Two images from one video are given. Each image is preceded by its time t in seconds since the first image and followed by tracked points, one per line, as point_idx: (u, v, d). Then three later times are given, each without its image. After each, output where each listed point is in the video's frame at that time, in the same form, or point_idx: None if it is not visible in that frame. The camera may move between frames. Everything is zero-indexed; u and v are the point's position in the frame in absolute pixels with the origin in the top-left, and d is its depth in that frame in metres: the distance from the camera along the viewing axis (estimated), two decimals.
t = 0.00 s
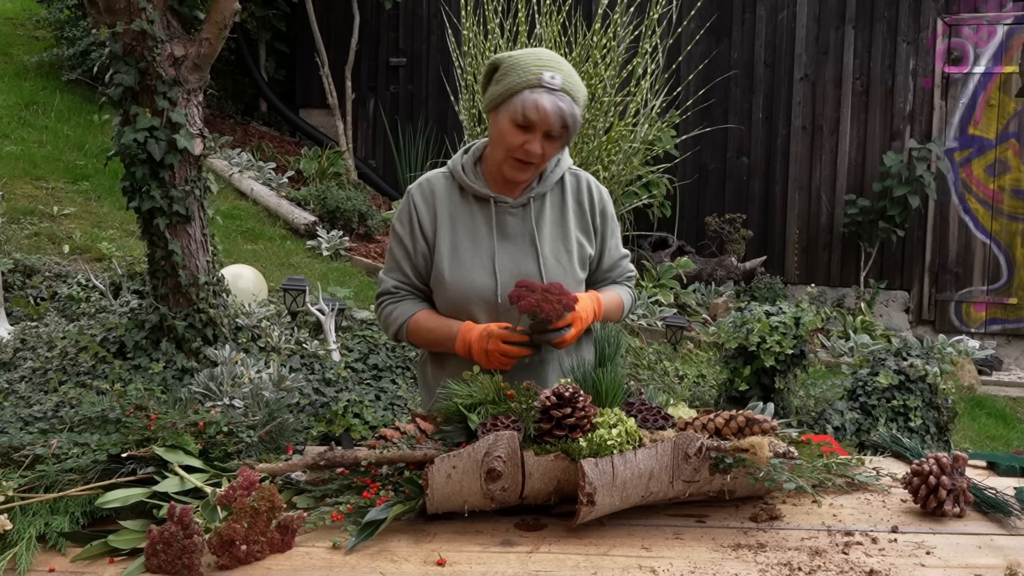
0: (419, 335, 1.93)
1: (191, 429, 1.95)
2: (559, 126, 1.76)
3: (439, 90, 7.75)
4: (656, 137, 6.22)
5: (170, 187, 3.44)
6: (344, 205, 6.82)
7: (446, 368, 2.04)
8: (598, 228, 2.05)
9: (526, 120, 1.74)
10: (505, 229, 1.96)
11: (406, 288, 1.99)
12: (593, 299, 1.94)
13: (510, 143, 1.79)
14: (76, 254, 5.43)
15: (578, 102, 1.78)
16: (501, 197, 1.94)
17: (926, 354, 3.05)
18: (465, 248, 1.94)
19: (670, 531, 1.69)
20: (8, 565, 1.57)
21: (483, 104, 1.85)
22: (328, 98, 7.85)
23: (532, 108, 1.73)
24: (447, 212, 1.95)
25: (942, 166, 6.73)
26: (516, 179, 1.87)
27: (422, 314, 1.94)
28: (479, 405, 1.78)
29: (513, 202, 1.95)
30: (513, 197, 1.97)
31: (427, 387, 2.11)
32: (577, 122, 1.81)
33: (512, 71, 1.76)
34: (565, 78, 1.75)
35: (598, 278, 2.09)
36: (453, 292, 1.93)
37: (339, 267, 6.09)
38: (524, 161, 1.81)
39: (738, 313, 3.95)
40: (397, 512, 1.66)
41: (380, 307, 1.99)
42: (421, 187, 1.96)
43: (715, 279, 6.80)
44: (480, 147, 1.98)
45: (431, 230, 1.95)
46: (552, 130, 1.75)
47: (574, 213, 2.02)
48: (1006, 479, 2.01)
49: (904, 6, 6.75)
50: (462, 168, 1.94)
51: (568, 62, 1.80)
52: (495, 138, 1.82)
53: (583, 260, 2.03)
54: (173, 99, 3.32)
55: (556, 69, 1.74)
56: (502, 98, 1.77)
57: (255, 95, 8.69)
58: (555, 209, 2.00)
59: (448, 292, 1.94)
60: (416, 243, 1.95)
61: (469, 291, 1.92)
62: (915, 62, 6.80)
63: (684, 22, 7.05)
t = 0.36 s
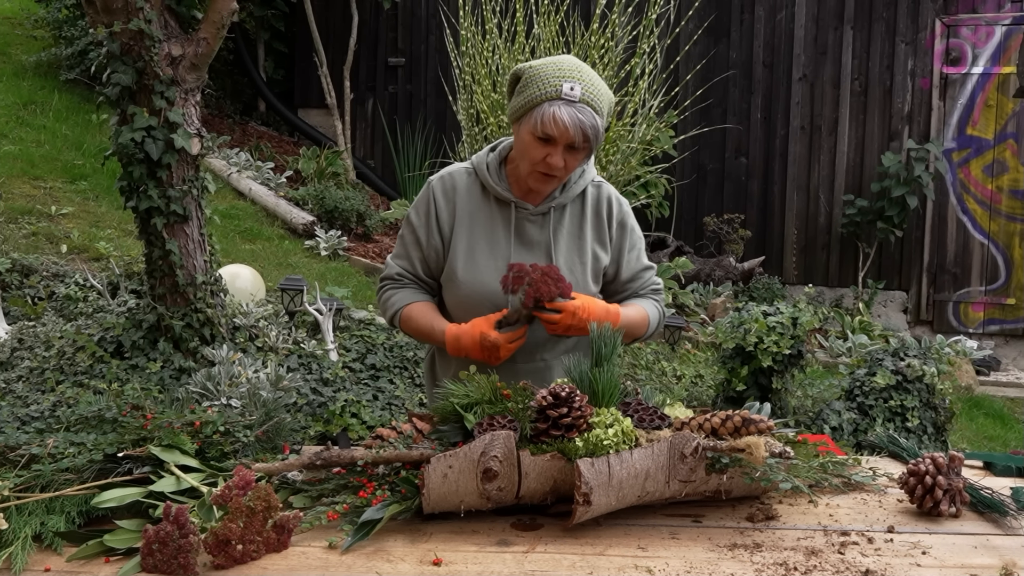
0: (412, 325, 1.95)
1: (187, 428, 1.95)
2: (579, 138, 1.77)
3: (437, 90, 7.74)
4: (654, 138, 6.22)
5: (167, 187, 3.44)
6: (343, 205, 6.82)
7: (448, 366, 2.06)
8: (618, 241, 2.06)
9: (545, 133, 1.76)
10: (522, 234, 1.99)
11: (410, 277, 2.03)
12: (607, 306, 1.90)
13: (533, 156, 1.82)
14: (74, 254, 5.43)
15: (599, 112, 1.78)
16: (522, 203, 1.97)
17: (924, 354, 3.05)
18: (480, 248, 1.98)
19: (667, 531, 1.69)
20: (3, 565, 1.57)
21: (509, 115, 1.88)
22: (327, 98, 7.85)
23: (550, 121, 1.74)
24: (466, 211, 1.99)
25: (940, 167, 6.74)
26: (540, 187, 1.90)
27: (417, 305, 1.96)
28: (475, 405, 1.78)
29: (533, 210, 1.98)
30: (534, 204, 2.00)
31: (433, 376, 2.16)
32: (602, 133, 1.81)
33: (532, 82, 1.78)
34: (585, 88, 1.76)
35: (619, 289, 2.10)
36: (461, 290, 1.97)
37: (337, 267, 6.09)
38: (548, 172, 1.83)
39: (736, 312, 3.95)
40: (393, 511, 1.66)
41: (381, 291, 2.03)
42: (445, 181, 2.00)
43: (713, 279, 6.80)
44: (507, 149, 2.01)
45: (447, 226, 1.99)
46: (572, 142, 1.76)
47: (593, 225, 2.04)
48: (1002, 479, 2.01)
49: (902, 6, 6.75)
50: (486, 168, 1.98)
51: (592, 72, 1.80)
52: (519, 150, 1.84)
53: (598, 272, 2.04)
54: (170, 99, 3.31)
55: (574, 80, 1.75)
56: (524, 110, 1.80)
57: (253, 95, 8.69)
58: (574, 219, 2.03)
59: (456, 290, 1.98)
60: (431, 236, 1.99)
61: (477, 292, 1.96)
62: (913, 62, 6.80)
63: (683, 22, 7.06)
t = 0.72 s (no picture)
0: (440, 328, 1.97)
1: (187, 429, 1.96)
2: (589, 139, 1.74)
3: (436, 91, 7.74)
4: (653, 138, 6.21)
5: (167, 187, 3.44)
6: (342, 205, 6.82)
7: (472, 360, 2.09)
8: (652, 241, 2.05)
9: (554, 136, 1.75)
10: (554, 238, 2.00)
11: (437, 278, 2.04)
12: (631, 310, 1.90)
13: (550, 160, 1.81)
14: (74, 254, 5.43)
15: (610, 109, 1.75)
16: (554, 206, 1.97)
17: (923, 354, 3.05)
18: (511, 253, 1.99)
19: (667, 530, 1.69)
20: (3, 565, 1.57)
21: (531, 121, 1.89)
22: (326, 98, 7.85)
23: (556, 123, 1.73)
24: (496, 213, 1.99)
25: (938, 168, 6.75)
26: (567, 189, 1.88)
27: (444, 308, 1.98)
28: (475, 405, 1.78)
29: (564, 212, 1.97)
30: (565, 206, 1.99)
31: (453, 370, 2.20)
32: (617, 130, 1.77)
33: (542, 84, 1.79)
34: (591, 84, 1.74)
35: (655, 288, 2.10)
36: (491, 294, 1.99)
37: (336, 267, 6.09)
38: (567, 174, 1.82)
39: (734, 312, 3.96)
40: (393, 511, 1.66)
41: (409, 292, 2.05)
42: (475, 182, 2.00)
43: (712, 279, 6.81)
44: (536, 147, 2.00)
45: (477, 229, 2.00)
46: (581, 142, 1.74)
47: (625, 227, 2.03)
48: (1001, 479, 2.02)
49: (902, 6, 6.74)
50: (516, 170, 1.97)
51: (602, 66, 1.77)
52: (539, 155, 1.85)
53: (629, 274, 2.06)
54: (169, 99, 3.31)
55: (579, 78, 1.74)
56: (539, 115, 1.81)
57: (253, 95, 8.70)
58: (607, 220, 2.03)
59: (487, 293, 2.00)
60: (461, 239, 2.00)
61: (507, 297, 1.98)
62: (912, 62, 6.79)
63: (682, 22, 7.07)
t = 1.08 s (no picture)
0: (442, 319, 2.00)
1: (186, 428, 1.95)
2: (611, 154, 1.74)
3: (435, 90, 7.74)
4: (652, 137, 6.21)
5: (166, 186, 3.43)
6: (342, 204, 6.82)
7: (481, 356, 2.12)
8: (679, 252, 2.07)
9: (577, 148, 1.76)
10: (577, 243, 2.01)
11: (451, 267, 2.10)
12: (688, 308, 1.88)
13: (572, 171, 1.82)
14: (73, 254, 5.43)
15: (635, 125, 1.75)
16: (578, 211, 1.97)
17: (923, 353, 3.04)
18: (530, 253, 2.01)
19: (667, 529, 1.69)
20: (2, 564, 1.57)
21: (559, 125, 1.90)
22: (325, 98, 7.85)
23: (579, 136, 1.74)
24: (515, 212, 2.01)
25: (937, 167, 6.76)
26: (591, 201, 1.93)
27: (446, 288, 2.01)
28: (475, 405, 1.78)
29: (588, 218, 1.98)
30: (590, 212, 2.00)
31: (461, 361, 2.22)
32: (641, 146, 1.77)
33: (571, 91, 1.80)
34: (617, 99, 1.74)
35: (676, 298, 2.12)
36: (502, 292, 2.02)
37: (335, 267, 6.09)
38: (588, 186, 1.83)
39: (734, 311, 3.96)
40: (393, 510, 1.66)
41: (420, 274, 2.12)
42: (497, 179, 2.02)
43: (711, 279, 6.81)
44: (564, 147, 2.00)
45: (495, 226, 2.03)
46: (602, 157, 1.74)
47: (651, 236, 2.05)
48: (1001, 477, 2.02)
49: (901, 6, 6.74)
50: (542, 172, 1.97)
51: (633, 79, 1.77)
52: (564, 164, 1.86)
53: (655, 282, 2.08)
54: (169, 99, 3.31)
55: (606, 91, 1.74)
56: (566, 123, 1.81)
57: (252, 94, 8.70)
58: (633, 228, 2.04)
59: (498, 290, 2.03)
60: (478, 234, 2.03)
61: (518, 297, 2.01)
62: (911, 62, 6.79)
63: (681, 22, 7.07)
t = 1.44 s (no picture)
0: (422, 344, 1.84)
1: (185, 428, 1.95)
2: (553, 145, 1.64)
3: (435, 90, 7.74)
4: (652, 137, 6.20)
5: (165, 186, 3.43)
6: (341, 204, 6.82)
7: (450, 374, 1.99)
8: (625, 232, 1.92)
9: (517, 144, 1.65)
10: (530, 241, 1.87)
11: (412, 289, 1.90)
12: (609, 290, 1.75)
13: (515, 167, 1.70)
14: (72, 253, 5.42)
15: (573, 112, 1.65)
16: (526, 207, 1.84)
17: (922, 353, 3.04)
18: (487, 262, 1.87)
19: (666, 529, 1.69)
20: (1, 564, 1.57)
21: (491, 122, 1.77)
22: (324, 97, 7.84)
23: (517, 131, 1.62)
24: (467, 219, 1.86)
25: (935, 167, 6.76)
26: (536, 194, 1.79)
27: (417, 313, 1.83)
28: (474, 404, 1.77)
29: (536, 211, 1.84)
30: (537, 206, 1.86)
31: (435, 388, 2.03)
32: (581, 132, 1.67)
33: (500, 88, 1.69)
34: (551, 88, 1.64)
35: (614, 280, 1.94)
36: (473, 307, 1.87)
37: (335, 266, 6.08)
38: (534, 180, 1.71)
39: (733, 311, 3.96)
40: (392, 510, 1.66)
41: (381, 305, 1.92)
42: (440, 190, 1.86)
43: (711, 279, 6.81)
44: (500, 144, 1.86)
45: (449, 239, 1.87)
46: (545, 148, 1.63)
47: (598, 220, 1.91)
48: (1000, 477, 2.02)
49: (899, 6, 6.74)
50: (483, 172, 1.83)
51: (561, 66, 1.67)
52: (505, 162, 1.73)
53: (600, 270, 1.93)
54: (168, 98, 3.31)
55: (538, 82, 1.64)
56: (500, 121, 1.69)
57: (252, 94, 8.70)
58: (578, 215, 1.89)
59: (466, 307, 1.88)
60: (433, 249, 1.87)
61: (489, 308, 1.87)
62: (910, 62, 6.79)
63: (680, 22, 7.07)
